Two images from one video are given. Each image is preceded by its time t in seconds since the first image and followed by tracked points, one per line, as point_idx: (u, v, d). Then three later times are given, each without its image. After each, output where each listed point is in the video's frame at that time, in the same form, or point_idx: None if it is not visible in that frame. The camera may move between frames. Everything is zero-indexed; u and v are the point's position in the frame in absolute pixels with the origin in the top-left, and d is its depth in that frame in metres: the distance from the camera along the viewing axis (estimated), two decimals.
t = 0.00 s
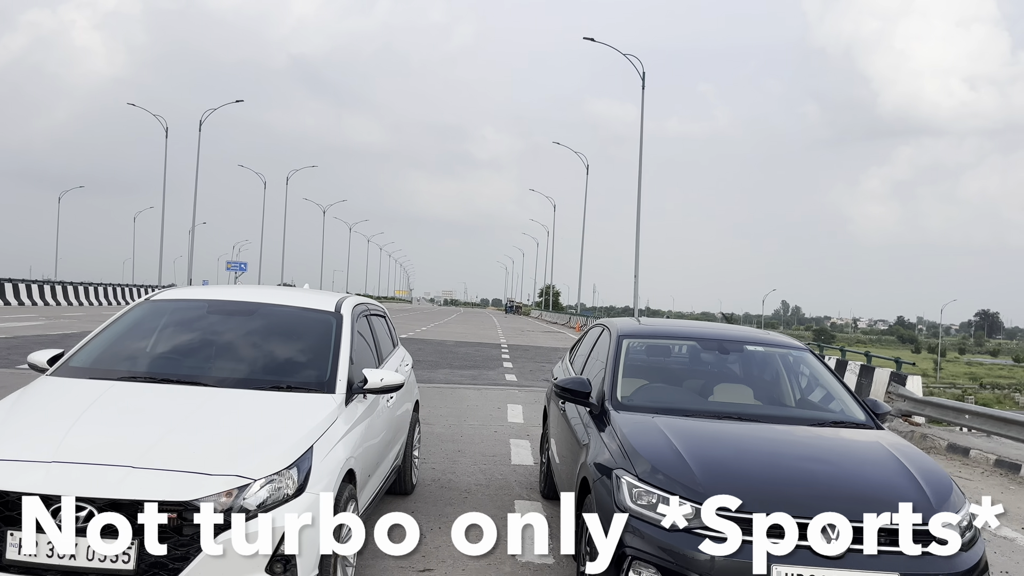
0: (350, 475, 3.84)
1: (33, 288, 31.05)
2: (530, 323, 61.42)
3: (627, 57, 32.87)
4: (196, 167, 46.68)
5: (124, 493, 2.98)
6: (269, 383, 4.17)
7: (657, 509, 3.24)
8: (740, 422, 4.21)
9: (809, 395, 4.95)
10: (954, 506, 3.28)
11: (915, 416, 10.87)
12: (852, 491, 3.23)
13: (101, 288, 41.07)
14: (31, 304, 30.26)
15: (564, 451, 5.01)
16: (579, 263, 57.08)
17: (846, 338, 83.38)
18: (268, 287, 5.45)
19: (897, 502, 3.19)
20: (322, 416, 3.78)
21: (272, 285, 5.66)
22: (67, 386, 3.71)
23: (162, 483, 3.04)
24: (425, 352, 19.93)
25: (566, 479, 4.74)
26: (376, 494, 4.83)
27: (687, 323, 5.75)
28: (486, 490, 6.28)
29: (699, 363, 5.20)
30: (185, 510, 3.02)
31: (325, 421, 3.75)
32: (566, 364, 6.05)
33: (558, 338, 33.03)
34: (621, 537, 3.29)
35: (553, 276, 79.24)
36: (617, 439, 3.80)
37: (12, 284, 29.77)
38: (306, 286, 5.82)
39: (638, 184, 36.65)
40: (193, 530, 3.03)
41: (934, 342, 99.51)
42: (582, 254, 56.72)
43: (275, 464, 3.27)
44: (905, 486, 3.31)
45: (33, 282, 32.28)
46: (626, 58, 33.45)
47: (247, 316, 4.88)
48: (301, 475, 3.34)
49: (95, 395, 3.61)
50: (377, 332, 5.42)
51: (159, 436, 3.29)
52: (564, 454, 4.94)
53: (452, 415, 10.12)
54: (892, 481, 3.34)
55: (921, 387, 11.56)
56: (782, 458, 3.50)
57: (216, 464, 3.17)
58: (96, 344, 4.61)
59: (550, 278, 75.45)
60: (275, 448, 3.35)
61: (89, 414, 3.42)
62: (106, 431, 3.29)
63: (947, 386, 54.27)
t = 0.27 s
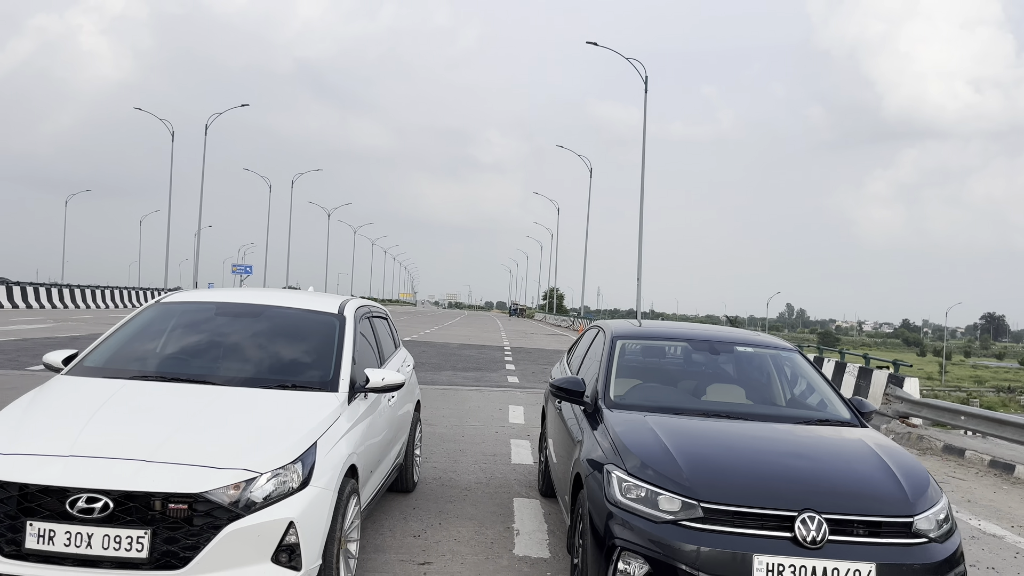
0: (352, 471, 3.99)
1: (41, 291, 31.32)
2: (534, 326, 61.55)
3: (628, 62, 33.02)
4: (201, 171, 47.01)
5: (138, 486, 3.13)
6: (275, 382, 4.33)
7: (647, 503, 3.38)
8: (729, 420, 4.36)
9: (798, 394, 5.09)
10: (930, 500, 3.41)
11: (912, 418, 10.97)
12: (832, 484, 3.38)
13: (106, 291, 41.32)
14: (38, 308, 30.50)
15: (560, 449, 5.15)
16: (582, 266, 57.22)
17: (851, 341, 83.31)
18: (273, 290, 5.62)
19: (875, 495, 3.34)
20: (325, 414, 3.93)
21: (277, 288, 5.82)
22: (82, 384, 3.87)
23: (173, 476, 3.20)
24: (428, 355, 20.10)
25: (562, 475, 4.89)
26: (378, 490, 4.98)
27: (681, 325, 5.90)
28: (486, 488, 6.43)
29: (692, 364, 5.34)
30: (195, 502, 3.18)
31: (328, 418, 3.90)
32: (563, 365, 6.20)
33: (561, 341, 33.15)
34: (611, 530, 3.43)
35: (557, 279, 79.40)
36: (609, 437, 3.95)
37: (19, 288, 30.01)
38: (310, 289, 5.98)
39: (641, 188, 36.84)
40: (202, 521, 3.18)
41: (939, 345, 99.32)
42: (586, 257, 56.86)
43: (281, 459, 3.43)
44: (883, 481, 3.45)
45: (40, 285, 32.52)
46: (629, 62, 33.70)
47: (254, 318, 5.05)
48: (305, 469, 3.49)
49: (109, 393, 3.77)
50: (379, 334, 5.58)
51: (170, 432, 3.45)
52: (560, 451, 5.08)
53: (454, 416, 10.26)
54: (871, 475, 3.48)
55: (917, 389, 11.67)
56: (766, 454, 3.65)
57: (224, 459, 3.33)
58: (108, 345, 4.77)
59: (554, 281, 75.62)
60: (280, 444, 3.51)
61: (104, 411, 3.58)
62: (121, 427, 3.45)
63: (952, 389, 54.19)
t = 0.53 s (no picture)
0: (362, 471, 4.13)
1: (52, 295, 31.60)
2: (540, 330, 61.65)
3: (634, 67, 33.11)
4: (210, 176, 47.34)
5: (158, 484, 3.28)
6: (287, 385, 4.48)
7: (647, 501, 3.50)
8: (728, 422, 4.48)
9: (797, 396, 5.21)
10: (920, 500, 3.53)
11: (915, 422, 11.04)
12: (826, 484, 3.50)
13: (116, 296, 41.64)
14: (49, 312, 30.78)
15: (564, 450, 5.28)
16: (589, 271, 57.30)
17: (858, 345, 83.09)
18: (285, 296, 5.77)
19: (868, 494, 3.46)
20: (336, 415, 4.07)
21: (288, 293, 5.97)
22: (102, 387, 4.02)
23: (192, 475, 3.35)
24: (435, 359, 20.23)
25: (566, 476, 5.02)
26: (387, 490, 5.12)
27: (682, 329, 6.02)
28: (493, 489, 6.56)
29: (692, 367, 5.47)
30: (212, 499, 3.32)
31: (339, 420, 4.04)
32: (567, 369, 6.33)
33: (568, 345, 33.24)
34: (611, 527, 3.55)
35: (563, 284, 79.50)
36: (611, 438, 4.07)
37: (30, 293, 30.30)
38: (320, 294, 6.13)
39: (647, 192, 36.96)
40: (219, 517, 3.32)
41: (948, 350, 98.95)
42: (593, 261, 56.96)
43: (294, 458, 3.57)
44: (877, 480, 3.57)
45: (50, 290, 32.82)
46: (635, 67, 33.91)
47: (266, 323, 5.19)
48: (317, 469, 3.63)
49: (129, 395, 3.92)
50: (388, 338, 5.72)
51: (189, 433, 3.60)
52: (564, 453, 5.21)
53: (460, 419, 10.39)
54: (863, 475, 3.60)
55: (921, 392, 11.73)
56: (762, 454, 3.77)
57: (240, 458, 3.48)
58: (126, 348, 4.93)
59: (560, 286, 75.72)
60: (293, 444, 3.65)
61: (125, 412, 3.73)
62: (141, 427, 3.60)
63: (960, 393, 54.02)
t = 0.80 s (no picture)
0: (379, 472, 4.25)
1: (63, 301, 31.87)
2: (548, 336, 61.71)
3: (641, 72, 33.16)
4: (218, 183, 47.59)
5: (184, 484, 3.41)
6: (305, 389, 4.61)
7: (655, 502, 3.61)
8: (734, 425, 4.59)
9: (802, 401, 5.30)
10: (921, 500, 3.62)
11: (922, 427, 11.10)
12: (830, 485, 3.59)
13: (126, 301, 41.92)
14: (60, 318, 31.04)
15: (573, 452, 5.39)
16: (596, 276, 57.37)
17: (867, 351, 82.86)
18: (301, 302, 5.90)
19: (870, 494, 3.56)
20: (353, 418, 4.20)
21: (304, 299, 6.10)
22: (127, 391, 4.15)
23: (216, 476, 3.47)
24: (444, 365, 20.33)
25: (576, 479, 5.12)
26: (401, 492, 5.24)
27: (689, 335, 6.12)
28: (503, 492, 6.67)
29: (700, 372, 5.57)
30: (236, 498, 3.45)
31: (356, 423, 4.17)
32: (576, 374, 6.43)
33: (575, 351, 33.32)
34: (620, 526, 3.66)
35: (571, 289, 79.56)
36: (620, 440, 4.18)
37: (42, 299, 30.55)
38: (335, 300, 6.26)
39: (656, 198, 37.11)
40: (242, 515, 3.44)
41: (957, 355, 98.56)
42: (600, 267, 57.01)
43: (313, 460, 3.69)
44: (879, 481, 3.67)
45: (61, 296, 33.08)
46: (642, 74, 34.22)
47: (283, 328, 5.33)
48: (335, 470, 3.75)
49: (154, 398, 4.06)
50: (401, 343, 5.85)
51: (213, 435, 3.73)
52: (574, 456, 5.32)
53: (470, 424, 10.50)
54: (866, 477, 3.70)
55: (928, 397, 11.78)
56: (767, 456, 3.87)
57: (262, 460, 3.60)
58: (148, 353, 5.07)
59: (568, 291, 75.78)
60: (313, 447, 3.78)
61: (151, 414, 3.87)
62: (167, 429, 3.73)
63: (969, 399, 53.84)
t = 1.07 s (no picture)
0: (402, 475, 4.39)
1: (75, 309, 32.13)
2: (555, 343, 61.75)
3: (649, 80, 33.30)
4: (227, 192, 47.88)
5: (218, 485, 3.55)
6: (330, 395, 4.75)
7: (671, 503, 3.73)
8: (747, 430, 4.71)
9: (813, 406, 5.41)
10: (930, 502, 3.74)
11: (931, 433, 11.18)
12: (840, 487, 3.71)
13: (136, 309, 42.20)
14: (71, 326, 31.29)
15: (588, 457, 5.51)
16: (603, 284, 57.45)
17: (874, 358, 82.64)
18: (322, 311, 6.04)
19: (879, 496, 3.67)
20: (377, 423, 4.33)
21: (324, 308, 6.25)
22: (158, 397, 4.29)
23: (249, 478, 3.61)
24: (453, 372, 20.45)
25: (591, 483, 5.24)
26: (420, 496, 5.37)
27: (701, 342, 6.24)
28: (518, 497, 6.79)
29: (711, 378, 5.69)
30: (267, 499, 3.58)
31: (380, 427, 4.31)
32: (589, 380, 6.56)
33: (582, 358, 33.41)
34: (637, 527, 3.78)
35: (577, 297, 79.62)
36: (636, 444, 4.31)
37: (53, 307, 30.80)
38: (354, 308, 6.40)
39: (663, 205, 37.25)
40: (274, 516, 3.58)
41: (965, 362, 98.19)
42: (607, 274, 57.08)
43: (340, 463, 3.82)
44: (888, 484, 3.78)
45: (73, 305, 33.33)
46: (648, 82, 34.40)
47: (306, 335, 5.47)
48: (362, 473, 3.88)
49: (186, 404, 4.20)
50: (419, 350, 5.99)
51: (244, 439, 3.87)
52: (589, 461, 5.44)
53: (482, 430, 10.63)
54: (876, 479, 3.81)
55: (936, 403, 11.86)
56: (779, 459, 3.99)
57: (292, 462, 3.74)
58: (176, 361, 5.22)
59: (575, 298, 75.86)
60: (340, 450, 3.91)
61: (184, 419, 4.01)
62: (200, 434, 3.87)
63: (977, 406, 53.69)
